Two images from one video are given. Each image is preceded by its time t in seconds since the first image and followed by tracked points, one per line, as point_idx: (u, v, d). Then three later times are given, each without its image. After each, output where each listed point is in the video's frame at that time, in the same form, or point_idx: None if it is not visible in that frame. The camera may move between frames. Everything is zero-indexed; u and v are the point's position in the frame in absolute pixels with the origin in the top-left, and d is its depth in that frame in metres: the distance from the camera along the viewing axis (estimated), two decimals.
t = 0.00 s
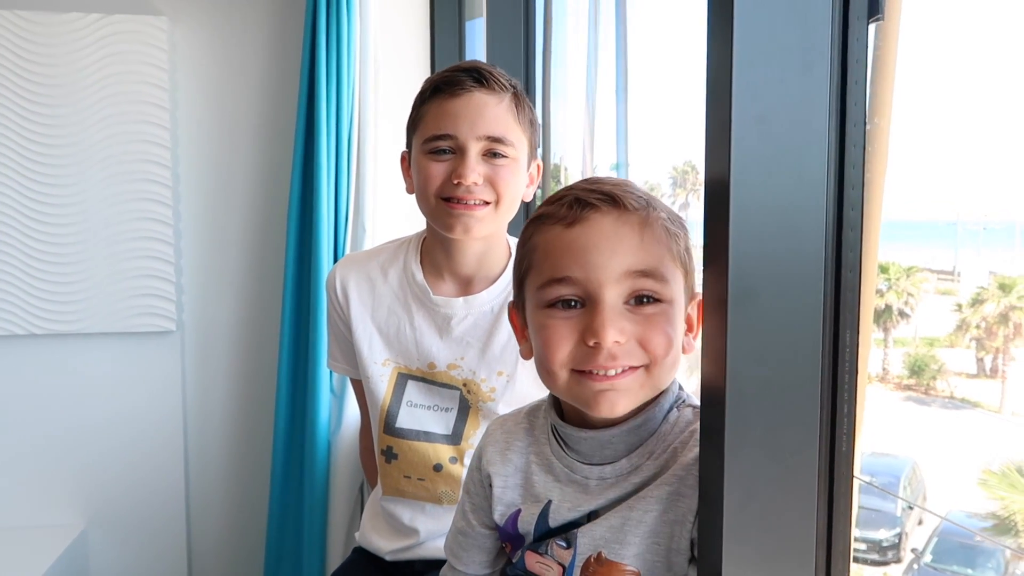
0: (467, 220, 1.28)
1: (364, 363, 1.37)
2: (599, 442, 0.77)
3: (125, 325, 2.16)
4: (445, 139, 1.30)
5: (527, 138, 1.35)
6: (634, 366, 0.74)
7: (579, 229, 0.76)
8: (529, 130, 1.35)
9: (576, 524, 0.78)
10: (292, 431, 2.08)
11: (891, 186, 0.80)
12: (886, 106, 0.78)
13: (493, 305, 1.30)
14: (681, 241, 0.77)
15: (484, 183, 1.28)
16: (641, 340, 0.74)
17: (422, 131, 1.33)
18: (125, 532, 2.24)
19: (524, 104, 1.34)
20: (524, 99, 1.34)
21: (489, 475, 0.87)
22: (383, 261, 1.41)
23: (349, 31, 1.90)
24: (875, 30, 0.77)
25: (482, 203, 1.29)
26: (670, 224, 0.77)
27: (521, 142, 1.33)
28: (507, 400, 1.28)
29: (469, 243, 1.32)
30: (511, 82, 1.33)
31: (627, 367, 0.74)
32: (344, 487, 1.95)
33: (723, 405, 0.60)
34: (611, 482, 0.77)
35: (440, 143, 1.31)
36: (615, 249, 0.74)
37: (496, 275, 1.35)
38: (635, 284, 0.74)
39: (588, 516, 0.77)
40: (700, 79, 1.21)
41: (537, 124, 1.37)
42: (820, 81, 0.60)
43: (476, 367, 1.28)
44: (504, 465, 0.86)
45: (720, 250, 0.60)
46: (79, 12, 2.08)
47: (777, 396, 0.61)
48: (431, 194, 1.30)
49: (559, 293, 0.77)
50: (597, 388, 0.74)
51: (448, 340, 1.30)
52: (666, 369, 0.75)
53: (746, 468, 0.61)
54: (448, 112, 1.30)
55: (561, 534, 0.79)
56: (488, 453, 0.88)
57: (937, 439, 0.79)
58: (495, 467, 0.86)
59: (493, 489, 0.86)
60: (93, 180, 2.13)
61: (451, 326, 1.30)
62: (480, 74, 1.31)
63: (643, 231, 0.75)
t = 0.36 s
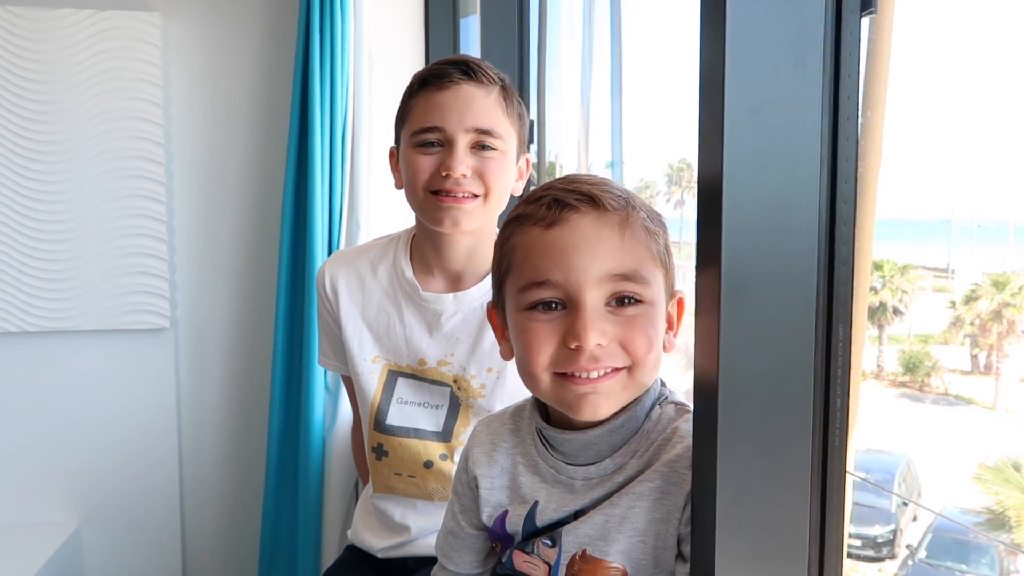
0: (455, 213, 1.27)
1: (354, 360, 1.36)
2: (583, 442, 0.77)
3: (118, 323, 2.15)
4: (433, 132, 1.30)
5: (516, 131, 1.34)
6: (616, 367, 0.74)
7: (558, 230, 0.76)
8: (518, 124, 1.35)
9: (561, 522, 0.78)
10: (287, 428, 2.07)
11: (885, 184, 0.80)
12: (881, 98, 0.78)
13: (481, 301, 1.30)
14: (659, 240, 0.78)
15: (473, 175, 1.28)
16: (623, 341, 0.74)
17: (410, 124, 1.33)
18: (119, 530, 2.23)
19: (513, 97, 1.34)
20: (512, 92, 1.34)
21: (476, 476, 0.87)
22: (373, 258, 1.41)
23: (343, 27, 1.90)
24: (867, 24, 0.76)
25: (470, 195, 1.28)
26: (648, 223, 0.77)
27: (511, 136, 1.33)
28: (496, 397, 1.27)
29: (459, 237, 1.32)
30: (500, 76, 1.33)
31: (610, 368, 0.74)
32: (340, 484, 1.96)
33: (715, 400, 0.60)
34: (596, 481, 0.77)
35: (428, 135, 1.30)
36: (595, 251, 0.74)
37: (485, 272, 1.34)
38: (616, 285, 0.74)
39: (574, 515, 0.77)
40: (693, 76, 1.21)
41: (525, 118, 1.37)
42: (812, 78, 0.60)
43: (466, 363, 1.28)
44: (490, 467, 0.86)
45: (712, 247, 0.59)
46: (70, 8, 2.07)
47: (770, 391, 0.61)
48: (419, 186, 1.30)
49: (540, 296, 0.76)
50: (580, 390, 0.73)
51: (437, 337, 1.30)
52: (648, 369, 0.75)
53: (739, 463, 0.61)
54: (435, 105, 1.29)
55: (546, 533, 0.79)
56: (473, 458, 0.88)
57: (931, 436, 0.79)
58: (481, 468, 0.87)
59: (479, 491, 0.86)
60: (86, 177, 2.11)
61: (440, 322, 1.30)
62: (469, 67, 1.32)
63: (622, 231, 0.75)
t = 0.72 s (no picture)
0: (453, 205, 1.26)
1: (352, 362, 1.36)
2: (575, 434, 0.77)
3: (113, 322, 2.14)
4: (430, 123, 1.29)
5: (514, 123, 1.33)
6: (616, 369, 0.74)
7: (571, 231, 0.75)
8: (516, 115, 1.34)
9: (551, 511, 0.79)
10: (283, 428, 2.07)
11: (881, 186, 0.81)
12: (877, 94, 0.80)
13: (481, 300, 1.30)
14: (671, 249, 0.76)
15: (471, 165, 1.27)
16: (625, 345, 0.73)
17: (406, 118, 1.32)
18: (115, 530, 2.23)
19: (509, 89, 1.33)
20: (509, 84, 1.33)
21: (482, 455, 0.89)
22: (372, 259, 1.41)
23: (339, 27, 1.89)
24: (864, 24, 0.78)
25: (468, 185, 1.27)
26: (662, 231, 0.76)
27: (509, 127, 1.31)
28: (496, 396, 1.26)
29: (458, 232, 1.31)
30: (497, 69, 1.33)
31: (610, 370, 0.74)
32: (334, 484, 1.94)
33: (710, 401, 0.60)
34: (582, 474, 0.77)
35: (426, 126, 1.29)
36: (604, 255, 0.74)
37: (485, 269, 1.34)
38: (622, 290, 0.74)
39: (562, 505, 0.78)
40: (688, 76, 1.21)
41: (523, 110, 1.36)
42: (807, 78, 0.60)
43: (466, 363, 1.28)
44: (496, 448, 0.88)
45: (706, 247, 0.59)
46: (65, 7, 2.06)
47: (764, 392, 0.61)
48: (417, 177, 1.28)
49: (547, 293, 0.76)
50: (578, 389, 0.74)
51: (434, 338, 1.30)
52: (649, 374, 0.74)
53: (733, 464, 0.61)
54: (432, 95, 1.28)
55: (539, 534, 0.80)
56: (483, 438, 0.90)
57: (929, 436, 0.79)
58: (488, 447, 0.89)
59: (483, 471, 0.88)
60: (81, 177, 2.11)
61: (439, 323, 1.29)
62: (465, 59, 1.31)
63: (634, 237, 0.74)
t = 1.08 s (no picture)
0: (448, 203, 1.26)
1: (348, 363, 1.36)
2: (505, 418, 0.80)
3: (104, 323, 2.13)
4: (425, 121, 1.28)
5: (509, 122, 1.33)
6: (545, 367, 0.75)
7: (525, 232, 0.76)
8: (512, 114, 1.34)
9: (479, 496, 0.82)
10: (274, 429, 2.06)
11: (872, 190, 0.80)
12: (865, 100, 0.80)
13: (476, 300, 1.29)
14: (617, 263, 0.77)
15: (466, 164, 1.26)
16: (557, 347, 0.74)
17: (402, 116, 1.31)
18: (107, 531, 2.21)
19: (505, 88, 1.33)
20: (504, 83, 1.33)
21: (439, 433, 0.93)
22: (366, 259, 1.40)
23: (332, 27, 1.89)
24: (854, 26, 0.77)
25: (463, 184, 1.27)
26: (610, 246, 0.76)
27: (504, 126, 1.31)
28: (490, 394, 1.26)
29: (453, 231, 1.30)
30: (492, 67, 1.33)
31: (538, 367, 0.75)
32: (325, 484, 1.92)
33: (701, 402, 0.60)
34: (508, 455, 0.80)
35: (420, 125, 1.28)
36: (552, 259, 0.74)
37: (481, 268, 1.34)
38: (562, 294, 0.74)
39: (488, 489, 0.81)
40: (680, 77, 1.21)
41: (518, 109, 1.36)
42: (799, 80, 0.60)
43: (458, 362, 1.27)
44: (450, 427, 0.91)
45: (698, 249, 0.60)
46: (57, 6, 2.05)
47: (755, 392, 0.61)
48: (412, 176, 1.28)
49: (492, 286, 0.76)
50: (505, 381, 0.75)
51: (428, 337, 1.29)
52: (578, 377, 0.76)
53: (724, 463, 0.61)
54: (427, 93, 1.28)
55: (475, 525, 0.82)
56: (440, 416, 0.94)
57: (922, 435, 0.79)
58: (444, 423, 0.92)
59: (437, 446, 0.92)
60: (72, 177, 2.10)
61: (433, 322, 1.28)
62: (461, 57, 1.30)
63: (583, 248, 0.75)
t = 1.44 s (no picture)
0: (448, 206, 1.26)
1: (346, 360, 1.35)
2: (510, 410, 0.77)
3: (100, 323, 2.13)
4: (424, 124, 1.27)
5: (507, 123, 1.32)
6: (553, 351, 0.75)
7: (525, 222, 0.76)
8: (509, 116, 1.33)
9: (485, 492, 0.78)
10: (271, 429, 2.06)
11: (871, 189, 0.80)
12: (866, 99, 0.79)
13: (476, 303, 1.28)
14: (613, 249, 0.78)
15: (464, 166, 1.26)
16: (565, 330, 0.74)
17: (400, 119, 1.31)
18: (103, 532, 2.21)
19: (502, 90, 1.32)
20: (502, 84, 1.32)
21: (420, 431, 0.88)
22: (366, 258, 1.40)
23: (329, 26, 1.88)
24: (853, 23, 0.77)
25: (462, 187, 1.26)
26: (607, 233, 0.77)
27: (502, 127, 1.31)
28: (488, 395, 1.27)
29: (452, 234, 1.30)
30: (489, 69, 1.32)
31: (546, 351, 0.75)
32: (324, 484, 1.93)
33: (698, 403, 0.60)
34: (517, 447, 0.77)
35: (418, 128, 1.28)
36: (555, 245, 0.74)
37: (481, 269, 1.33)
38: (567, 279, 0.75)
39: (495, 485, 0.78)
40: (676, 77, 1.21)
41: (516, 110, 1.35)
42: (795, 79, 0.60)
43: (457, 364, 1.27)
44: (434, 425, 0.86)
45: (695, 249, 0.60)
46: (52, 5, 2.05)
47: (752, 393, 0.61)
48: (411, 179, 1.28)
49: (494, 276, 0.76)
50: (514, 367, 0.75)
51: (427, 337, 1.29)
52: (584, 360, 0.76)
53: (721, 465, 0.61)
54: (424, 97, 1.27)
55: (482, 521, 0.79)
56: (422, 415, 0.88)
57: (920, 435, 0.79)
58: (425, 424, 0.87)
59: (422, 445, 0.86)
60: (68, 176, 2.09)
61: (432, 323, 1.28)
62: (457, 59, 1.29)
63: (583, 234, 0.75)
